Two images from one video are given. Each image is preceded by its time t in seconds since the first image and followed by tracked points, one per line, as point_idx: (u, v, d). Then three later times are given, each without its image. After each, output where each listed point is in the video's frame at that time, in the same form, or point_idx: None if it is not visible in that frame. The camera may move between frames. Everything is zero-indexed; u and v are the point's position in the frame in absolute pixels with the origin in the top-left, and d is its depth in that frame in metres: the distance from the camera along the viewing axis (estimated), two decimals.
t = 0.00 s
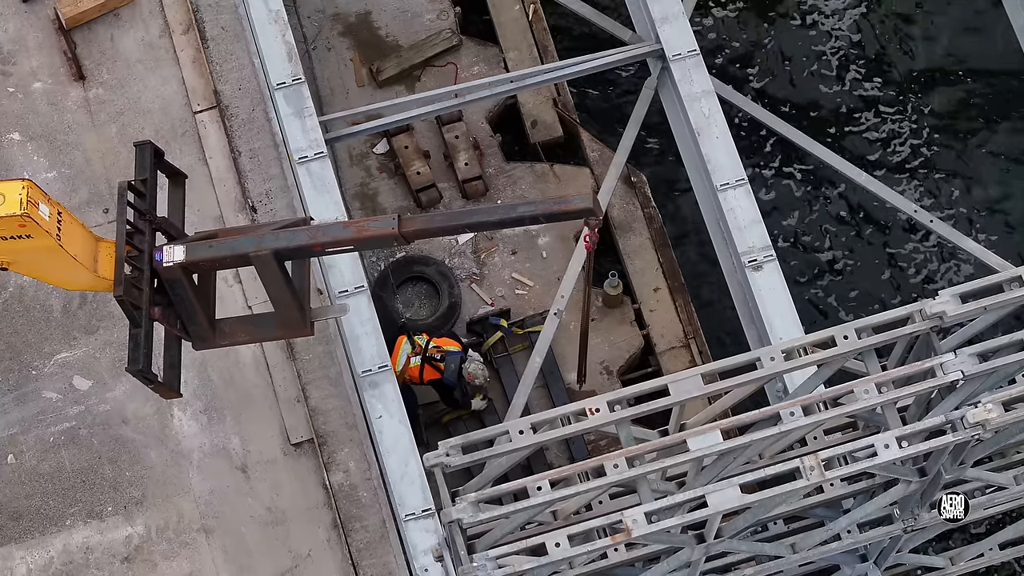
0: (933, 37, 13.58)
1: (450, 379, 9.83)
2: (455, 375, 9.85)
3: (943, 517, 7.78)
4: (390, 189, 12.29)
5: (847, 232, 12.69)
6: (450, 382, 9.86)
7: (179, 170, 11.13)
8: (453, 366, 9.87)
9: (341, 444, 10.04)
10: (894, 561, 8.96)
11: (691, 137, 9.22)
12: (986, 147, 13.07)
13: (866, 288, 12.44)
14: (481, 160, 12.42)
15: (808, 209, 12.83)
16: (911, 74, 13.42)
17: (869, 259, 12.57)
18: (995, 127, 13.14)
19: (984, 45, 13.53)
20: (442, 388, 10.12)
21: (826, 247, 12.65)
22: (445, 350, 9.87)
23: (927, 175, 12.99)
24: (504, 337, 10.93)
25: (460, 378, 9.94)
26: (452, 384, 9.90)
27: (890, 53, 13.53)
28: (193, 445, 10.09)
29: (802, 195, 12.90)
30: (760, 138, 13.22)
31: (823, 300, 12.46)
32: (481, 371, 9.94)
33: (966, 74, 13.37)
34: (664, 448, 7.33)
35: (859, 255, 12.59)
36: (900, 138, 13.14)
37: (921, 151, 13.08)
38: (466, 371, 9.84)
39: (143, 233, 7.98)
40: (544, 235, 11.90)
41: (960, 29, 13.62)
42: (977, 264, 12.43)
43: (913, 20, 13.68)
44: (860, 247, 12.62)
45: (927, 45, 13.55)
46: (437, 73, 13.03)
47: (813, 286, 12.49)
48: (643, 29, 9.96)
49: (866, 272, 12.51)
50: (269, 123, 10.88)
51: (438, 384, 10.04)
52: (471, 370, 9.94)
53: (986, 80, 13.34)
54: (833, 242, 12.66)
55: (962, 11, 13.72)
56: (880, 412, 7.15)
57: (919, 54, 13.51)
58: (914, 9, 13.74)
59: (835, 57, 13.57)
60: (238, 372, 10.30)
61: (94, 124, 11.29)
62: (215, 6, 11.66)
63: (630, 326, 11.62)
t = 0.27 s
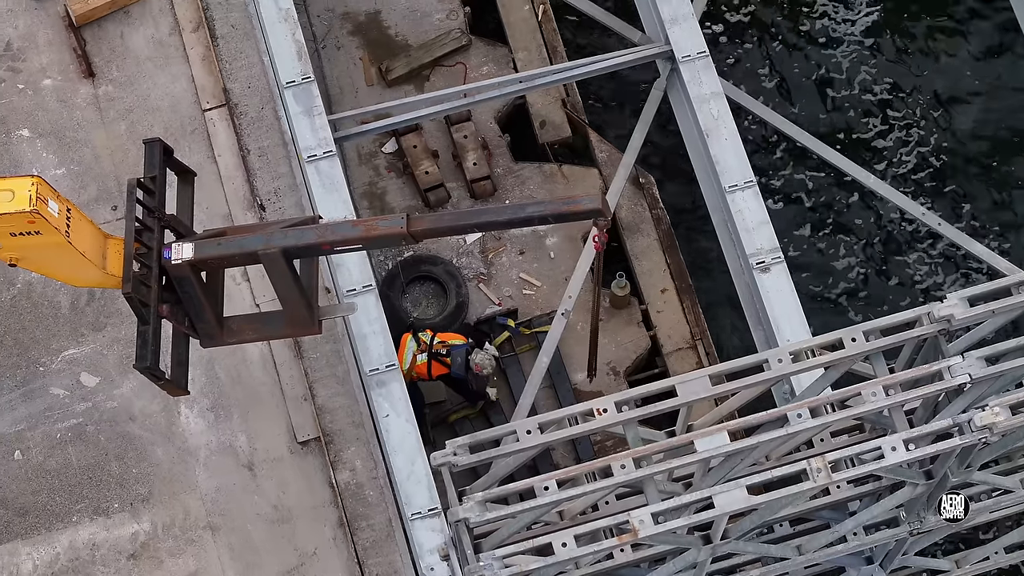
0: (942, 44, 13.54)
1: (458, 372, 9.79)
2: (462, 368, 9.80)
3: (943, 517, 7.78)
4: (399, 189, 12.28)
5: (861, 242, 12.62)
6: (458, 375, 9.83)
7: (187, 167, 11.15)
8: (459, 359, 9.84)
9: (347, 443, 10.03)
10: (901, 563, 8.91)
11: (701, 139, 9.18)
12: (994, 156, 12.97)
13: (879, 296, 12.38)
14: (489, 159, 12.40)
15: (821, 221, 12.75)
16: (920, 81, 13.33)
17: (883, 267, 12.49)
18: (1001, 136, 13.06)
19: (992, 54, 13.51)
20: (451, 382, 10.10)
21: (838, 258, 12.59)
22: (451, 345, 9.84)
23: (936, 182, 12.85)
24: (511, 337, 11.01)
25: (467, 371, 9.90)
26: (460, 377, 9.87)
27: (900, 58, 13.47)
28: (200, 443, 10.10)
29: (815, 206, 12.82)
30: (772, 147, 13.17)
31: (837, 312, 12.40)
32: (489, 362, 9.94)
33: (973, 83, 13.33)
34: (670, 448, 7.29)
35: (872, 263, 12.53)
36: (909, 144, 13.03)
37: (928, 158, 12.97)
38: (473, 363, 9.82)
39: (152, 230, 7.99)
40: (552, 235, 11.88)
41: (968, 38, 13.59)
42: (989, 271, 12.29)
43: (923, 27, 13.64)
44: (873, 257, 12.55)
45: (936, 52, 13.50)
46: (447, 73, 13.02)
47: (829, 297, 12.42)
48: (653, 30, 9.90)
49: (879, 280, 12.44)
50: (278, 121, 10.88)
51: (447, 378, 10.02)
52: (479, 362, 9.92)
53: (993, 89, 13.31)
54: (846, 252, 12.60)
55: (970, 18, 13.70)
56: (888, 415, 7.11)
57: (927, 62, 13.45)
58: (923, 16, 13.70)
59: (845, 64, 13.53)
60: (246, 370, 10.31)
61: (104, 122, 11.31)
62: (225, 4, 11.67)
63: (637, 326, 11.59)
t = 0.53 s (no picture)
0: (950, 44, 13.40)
1: (464, 367, 9.78)
2: (468, 362, 9.78)
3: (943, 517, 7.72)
4: (406, 187, 12.28)
5: (869, 248, 12.59)
6: (464, 369, 9.81)
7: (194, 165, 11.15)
8: (465, 354, 9.82)
9: (353, 441, 10.03)
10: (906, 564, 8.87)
11: (708, 139, 9.14)
12: (1000, 159, 12.93)
13: (887, 300, 12.36)
14: (496, 157, 12.38)
15: (830, 228, 12.72)
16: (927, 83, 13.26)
17: (891, 273, 12.47)
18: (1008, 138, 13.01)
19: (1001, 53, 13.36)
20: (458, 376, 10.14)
21: (847, 264, 12.57)
22: (456, 340, 9.84)
23: (941, 187, 12.86)
24: (518, 335, 10.99)
25: (474, 365, 9.90)
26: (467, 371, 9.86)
27: (908, 60, 13.37)
28: (205, 440, 10.11)
29: (823, 212, 12.78)
30: (780, 153, 13.10)
31: (846, 318, 12.38)
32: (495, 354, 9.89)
33: (980, 84, 13.23)
34: (676, 448, 7.26)
35: (880, 268, 12.50)
36: (914, 147, 13.01)
37: (934, 162, 12.93)
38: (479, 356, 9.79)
39: (159, 227, 7.99)
40: (558, 234, 11.86)
41: (978, 36, 13.43)
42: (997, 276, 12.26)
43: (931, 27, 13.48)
44: (882, 262, 12.52)
45: (944, 53, 13.37)
46: (454, 71, 13.00)
47: (838, 304, 12.40)
48: (662, 30, 9.85)
49: (887, 286, 12.42)
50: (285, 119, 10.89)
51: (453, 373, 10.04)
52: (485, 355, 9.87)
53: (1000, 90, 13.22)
54: (855, 258, 12.57)
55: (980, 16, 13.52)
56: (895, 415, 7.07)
57: (934, 64, 13.34)
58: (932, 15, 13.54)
59: (852, 68, 13.44)
60: (251, 367, 10.31)
61: (111, 119, 11.32)
62: (233, 2, 11.67)
63: (643, 325, 11.56)
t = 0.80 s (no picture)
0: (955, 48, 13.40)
1: (463, 364, 9.68)
2: (467, 358, 9.68)
3: (944, 516, 7.58)
4: (408, 186, 12.27)
5: (871, 251, 12.57)
6: (464, 366, 9.72)
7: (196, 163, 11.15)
8: (464, 350, 9.70)
9: (354, 439, 10.03)
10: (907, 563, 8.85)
11: (710, 139, 9.14)
12: (1005, 163, 12.88)
13: (889, 302, 12.34)
14: (498, 156, 12.36)
15: (831, 228, 12.71)
16: (932, 85, 13.24)
17: (893, 276, 12.45)
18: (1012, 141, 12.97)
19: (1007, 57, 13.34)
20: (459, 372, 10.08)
21: (848, 265, 12.55)
22: (454, 337, 9.73)
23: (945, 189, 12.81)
24: (519, 334, 10.94)
25: (474, 361, 9.78)
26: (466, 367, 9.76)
27: (912, 63, 13.37)
28: (207, 438, 10.11)
29: (825, 212, 12.78)
30: (783, 154, 13.12)
31: (848, 321, 12.35)
32: (495, 351, 9.71)
33: (987, 88, 13.18)
34: (678, 447, 7.25)
35: (883, 270, 12.48)
36: (918, 149, 12.99)
37: (938, 164, 12.90)
38: (478, 353, 9.66)
39: (161, 225, 8.00)
40: (560, 234, 11.85)
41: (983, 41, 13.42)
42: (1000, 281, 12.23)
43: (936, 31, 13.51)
44: (883, 265, 12.51)
45: (949, 56, 13.36)
46: (456, 70, 13.00)
47: (839, 306, 12.37)
48: (665, 30, 9.84)
49: (888, 289, 12.40)
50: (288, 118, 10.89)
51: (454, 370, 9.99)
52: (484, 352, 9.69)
53: (1006, 93, 13.18)
54: (856, 259, 12.56)
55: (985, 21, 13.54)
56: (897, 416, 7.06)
57: (940, 67, 13.31)
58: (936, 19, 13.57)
59: (856, 69, 13.44)
60: (253, 366, 10.32)
61: (114, 116, 11.32)
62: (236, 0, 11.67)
63: (644, 325, 11.55)
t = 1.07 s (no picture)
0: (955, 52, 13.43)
1: (456, 359, 9.80)
2: (460, 354, 9.81)
3: (944, 517, 7.65)
4: (405, 186, 12.28)
5: (869, 252, 12.59)
6: (457, 361, 9.85)
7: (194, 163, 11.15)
8: (456, 346, 9.82)
9: (351, 439, 10.04)
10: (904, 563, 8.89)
11: (708, 140, 9.15)
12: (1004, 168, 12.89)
13: (886, 304, 12.36)
14: (496, 156, 12.36)
15: (829, 229, 12.73)
16: (932, 89, 13.27)
17: (891, 277, 12.47)
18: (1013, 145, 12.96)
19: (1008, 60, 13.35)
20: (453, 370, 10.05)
21: (846, 266, 12.56)
22: (445, 333, 9.80)
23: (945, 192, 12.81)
24: (516, 335, 10.88)
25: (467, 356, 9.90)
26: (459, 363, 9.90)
27: (912, 66, 13.40)
28: (203, 437, 10.11)
29: (823, 213, 12.80)
30: (782, 155, 13.15)
31: (845, 322, 12.37)
32: (486, 344, 9.84)
33: (987, 92, 13.20)
34: (674, 447, 7.27)
35: (880, 272, 12.50)
36: (918, 151, 13.00)
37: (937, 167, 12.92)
38: (470, 348, 9.78)
39: (158, 225, 8.00)
40: (557, 235, 11.87)
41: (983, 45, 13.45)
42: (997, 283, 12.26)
43: (936, 35, 13.54)
44: (881, 266, 12.52)
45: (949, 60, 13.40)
46: (454, 70, 13.00)
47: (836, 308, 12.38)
48: (662, 30, 9.85)
49: (885, 290, 12.41)
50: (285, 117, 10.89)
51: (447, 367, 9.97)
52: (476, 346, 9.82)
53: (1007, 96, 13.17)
54: (854, 260, 12.57)
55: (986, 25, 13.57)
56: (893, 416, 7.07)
57: (939, 72, 13.33)
58: (937, 24, 13.61)
59: (856, 71, 13.47)
60: (250, 365, 10.32)
61: (111, 116, 11.32)
62: None
63: (642, 325, 11.57)
